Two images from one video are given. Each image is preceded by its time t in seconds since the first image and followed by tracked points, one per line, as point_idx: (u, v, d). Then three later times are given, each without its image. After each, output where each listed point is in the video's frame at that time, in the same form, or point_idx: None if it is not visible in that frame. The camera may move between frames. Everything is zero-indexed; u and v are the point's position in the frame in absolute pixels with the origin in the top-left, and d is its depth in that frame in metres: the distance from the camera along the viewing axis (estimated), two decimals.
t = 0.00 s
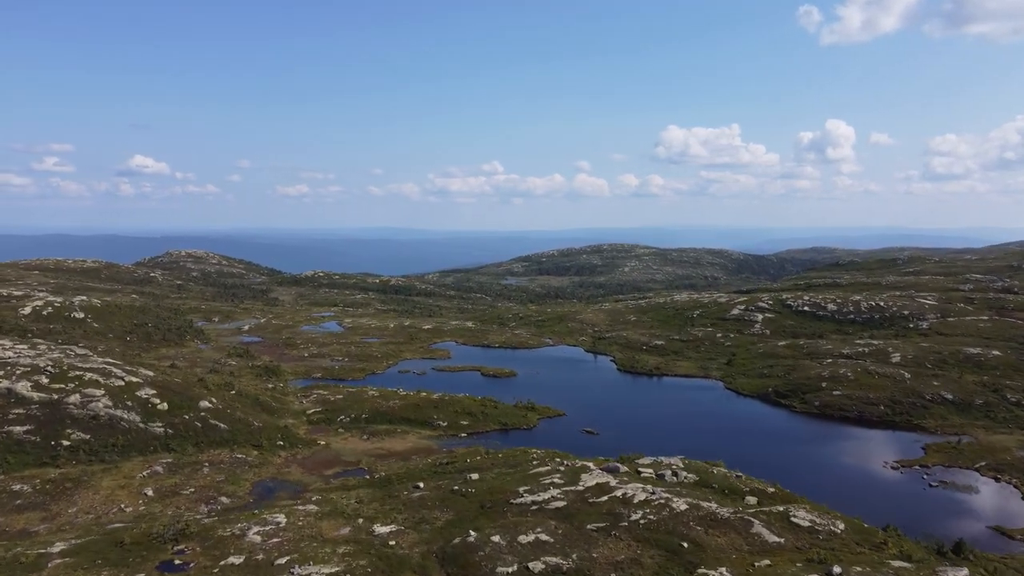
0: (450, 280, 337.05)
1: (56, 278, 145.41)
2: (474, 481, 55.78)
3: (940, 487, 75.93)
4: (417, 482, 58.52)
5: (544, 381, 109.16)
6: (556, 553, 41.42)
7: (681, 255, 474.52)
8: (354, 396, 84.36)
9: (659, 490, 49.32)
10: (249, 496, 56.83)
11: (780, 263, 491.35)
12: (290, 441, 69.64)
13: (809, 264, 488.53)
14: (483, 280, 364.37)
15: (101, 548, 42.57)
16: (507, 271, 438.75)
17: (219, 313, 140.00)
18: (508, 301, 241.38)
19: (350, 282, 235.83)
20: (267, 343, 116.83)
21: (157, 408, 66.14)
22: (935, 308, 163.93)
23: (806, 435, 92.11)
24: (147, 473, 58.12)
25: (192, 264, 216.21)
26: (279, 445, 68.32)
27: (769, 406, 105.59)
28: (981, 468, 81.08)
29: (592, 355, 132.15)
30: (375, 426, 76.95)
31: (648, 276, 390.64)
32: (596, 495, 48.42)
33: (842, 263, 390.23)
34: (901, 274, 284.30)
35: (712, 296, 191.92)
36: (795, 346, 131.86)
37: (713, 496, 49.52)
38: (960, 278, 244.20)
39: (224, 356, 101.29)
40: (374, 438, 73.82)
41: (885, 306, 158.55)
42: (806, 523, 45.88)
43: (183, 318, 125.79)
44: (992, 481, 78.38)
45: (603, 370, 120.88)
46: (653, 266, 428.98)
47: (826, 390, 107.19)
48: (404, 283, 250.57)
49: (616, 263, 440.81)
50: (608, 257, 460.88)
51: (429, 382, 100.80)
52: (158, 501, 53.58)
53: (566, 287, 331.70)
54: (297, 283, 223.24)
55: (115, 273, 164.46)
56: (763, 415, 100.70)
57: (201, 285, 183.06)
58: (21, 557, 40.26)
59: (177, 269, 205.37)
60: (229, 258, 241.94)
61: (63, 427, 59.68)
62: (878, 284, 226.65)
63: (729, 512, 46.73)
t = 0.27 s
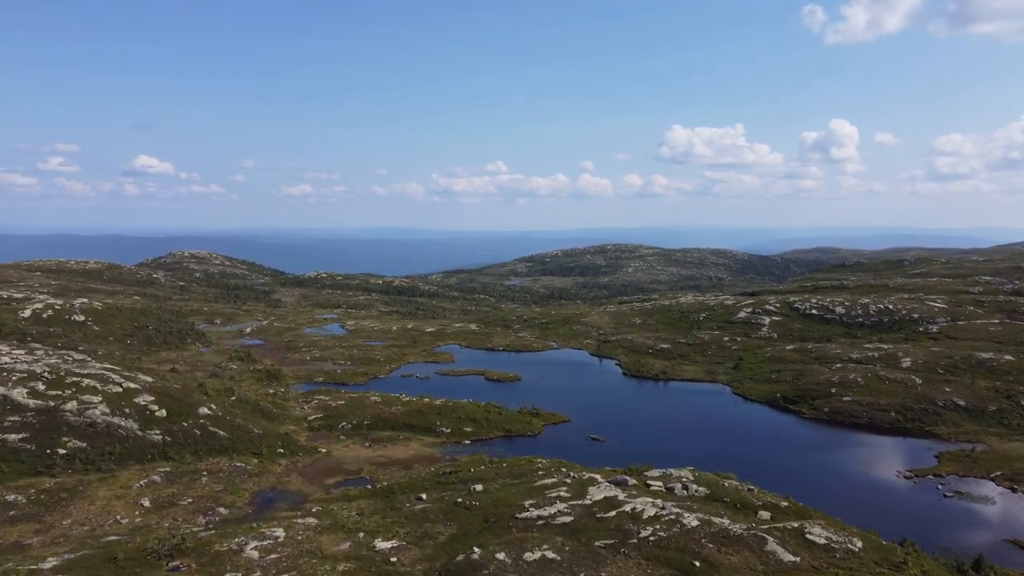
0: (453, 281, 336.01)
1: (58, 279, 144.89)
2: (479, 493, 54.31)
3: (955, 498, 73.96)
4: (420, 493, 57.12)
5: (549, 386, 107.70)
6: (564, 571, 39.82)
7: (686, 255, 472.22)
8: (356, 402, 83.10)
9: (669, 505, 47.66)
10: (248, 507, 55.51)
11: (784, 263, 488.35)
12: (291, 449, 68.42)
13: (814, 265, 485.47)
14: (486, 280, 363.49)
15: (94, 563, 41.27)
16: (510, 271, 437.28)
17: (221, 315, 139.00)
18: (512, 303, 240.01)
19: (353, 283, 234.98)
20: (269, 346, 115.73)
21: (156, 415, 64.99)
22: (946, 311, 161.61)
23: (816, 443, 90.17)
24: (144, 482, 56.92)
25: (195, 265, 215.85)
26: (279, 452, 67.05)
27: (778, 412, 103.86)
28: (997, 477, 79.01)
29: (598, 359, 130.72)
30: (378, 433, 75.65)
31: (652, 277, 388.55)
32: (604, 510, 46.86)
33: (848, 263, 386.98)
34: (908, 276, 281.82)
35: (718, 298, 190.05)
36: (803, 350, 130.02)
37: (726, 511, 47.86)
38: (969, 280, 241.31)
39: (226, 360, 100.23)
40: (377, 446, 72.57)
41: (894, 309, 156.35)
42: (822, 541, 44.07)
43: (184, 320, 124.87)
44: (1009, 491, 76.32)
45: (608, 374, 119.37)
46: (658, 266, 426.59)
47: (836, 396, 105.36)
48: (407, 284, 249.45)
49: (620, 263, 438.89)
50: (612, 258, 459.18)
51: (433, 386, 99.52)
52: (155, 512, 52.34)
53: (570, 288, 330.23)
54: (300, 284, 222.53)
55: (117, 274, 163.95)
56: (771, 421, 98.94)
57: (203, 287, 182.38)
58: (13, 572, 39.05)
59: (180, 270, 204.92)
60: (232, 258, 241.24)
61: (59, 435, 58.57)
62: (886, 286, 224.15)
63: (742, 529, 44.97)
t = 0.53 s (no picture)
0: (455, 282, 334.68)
1: (58, 281, 143.97)
2: (482, 505, 52.78)
3: (970, 509, 72.01)
4: (421, 505, 55.63)
5: (552, 391, 106.16)
6: None
7: (689, 256, 470.25)
8: (356, 408, 81.67)
9: (679, 520, 46.01)
10: (245, 518, 54.11)
11: (787, 264, 485.79)
12: (290, 458, 67.06)
13: (818, 266, 482.97)
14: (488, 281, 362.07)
15: None
16: (513, 272, 435.78)
17: (222, 317, 137.88)
18: (515, 304, 238.54)
19: (355, 285, 233.79)
20: (269, 349, 114.48)
21: (152, 422, 63.68)
22: (954, 314, 159.54)
23: (826, 451, 88.27)
24: (140, 493, 55.56)
25: (197, 266, 215.01)
26: (278, 461, 65.64)
27: (785, 418, 102.21)
28: (1012, 487, 77.15)
29: (602, 363, 129.16)
30: (379, 441, 74.28)
31: (655, 278, 386.66)
32: (611, 526, 45.24)
33: (852, 264, 384.31)
34: (914, 278, 279.58)
35: (722, 300, 188.26)
36: (810, 355, 128.25)
37: (737, 527, 46.17)
38: (976, 282, 238.97)
39: (226, 364, 98.94)
40: (377, 454, 71.16)
41: (902, 312, 154.32)
42: (839, 560, 42.29)
43: (184, 323, 123.70)
44: None
45: (612, 379, 117.82)
46: (661, 267, 424.50)
47: (844, 402, 103.62)
48: (409, 285, 248.29)
49: (623, 264, 437.06)
50: (615, 259, 457.33)
51: (435, 392, 98.11)
52: (150, 524, 50.85)
53: (572, 290, 328.75)
54: (302, 285, 221.47)
55: (118, 276, 163.02)
56: (779, 428, 97.27)
57: (204, 288, 181.32)
58: None
59: (181, 271, 204.01)
60: (234, 259, 240.44)
61: (53, 443, 57.26)
62: (892, 289, 221.78)
63: (755, 546, 43.19)
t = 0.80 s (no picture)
0: (458, 283, 333.42)
1: (59, 282, 143.13)
2: (485, 518, 51.26)
3: (985, 521, 70.16)
4: (423, 517, 54.19)
5: (556, 396, 104.72)
6: None
7: (692, 257, 468.05)
8: (357, 415, 80.30)
9: (688, 536, 44.37)
10: (242, 529, 52.72)
11: (791, 265, 483.23)
12: (290, 466, 65.72)
13: (822, 267, 480.33)
14: (491, 282, 360.81)
15: None
16: (515, 272, 434.38)
17: (222, 319, 136.85)
18: (518, 306, 237.02)
19: (357, 286, 232.70)
20: (269, 352, 113.33)
21: (149, 430, 62.46)
22: (963, 318, 157.36)
23: (835, 459, 86.62)
24: (135, 503, 54.27)
25: (199, 267, 214.20)
26: (277, 470, 64.41)
27: (793, 425, 100.53)
28: None
29: (606, 367, 127.62)
30: (380, 448, 72.89)
31: (659, 279, 384.67)
32: (619, 543, 43.61)
33: (858, 265, 381.47)
34: (920, 280, 277.13)
35: (728, 303, 186.40)
36: (818, 359, 126.46)
37: (749, 543, 44.48)
38: (984, 284, 236.36)
39: (225, 368, 97.73)
40: (378, 462, 69.79)
41: (911, 315, 152.20)
42: None
43: (184, 325, 122.59)
44: None
45: (617, 383, 116.27)
46: (664, 268, 422.45)
47: (854, 409, 101.84)
48: (411, 286, 247.11)
49: (626, 265, 435.25)
50: (618, 259, 455.38)
51: (437, 397, 96.72)
52: (145, 536, 49.49)
53: (575, 291, 327.12)
54: (304, 286, 220.45)
55: (119, 277, 162.13)
56: (786, 434, 95.65)
57: (206, 290, 180.34)
58: None
59: (183, 272, 203.17)
60: (236, 260, 239.63)
61: (47, 452, 56.01)
62: (899, 291, 219.32)
63: (769, 565, 41.41)
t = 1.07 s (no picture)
0: (460, 284, 332.11)
1: (58, 284, 142.01)
2: (487, 532, 49.75)
3: (1000, 532, 68.39)
4: (423, 530, 52.76)
5: (558, 401, 103.25)
6: None
7: (695, 258, 466.05)
8: (357, 421, 78.93)
9: (697, 553, 42.78)
10: (239, 542, 51.34)
11: (794, 266, 480.98)
12: (288, 475, 64.39)
13: (826, 268, 478.00)
14: (493, 283, 359.68)
15: None
16: (517, 273, 432.76)
17: (222, 322, 135.65)
18: (520, 308, 235.59)
19: (358, 287, 231.50)
20: (269, 356, 112.07)
21: (144, 438, 61.14)
22: (971, 321, 155.42)
23: (843, 467, 85.00)
24: (129, 514, 52.84)
25: (199, 268, 213.19)
26: (275, 479, 63.13)
27: (800, 431, 98.93)
28: None
29: (610, 371, 126.12)
30: (380, 456, 71.52)
31: (661, 280, 382.73)
32: (626, 560, 42.00)
33: (862, 266, 378.92)
34: (926, 282, 275.01)
35: (732, 306, 184.66)
36: (824, 364, 124.74)
37: (761, 561, 42.86)
38: (990, 287, 234.20)
39: (224, 372, 96.47)
40: (379, 470, 68.42)
41: (918, 319, 150.24)
42: None
43: (184, 328, 121.33)
44: None
45: (621, 388, 114.77)
46: (666, 269, 420.45)
47: (862, 415, 100.17)
48: (413, 287, 245.82)
49: (628, 266, 433.51)
50: (621, 260, 453.70)
51: (438, 402, 95.33)
52: (138, 549, 48.00)
53: (577, 292, 325.44)
54: (305, 287, 219.31)
55: (118, 278, 161.00)
56: (793, 441, 94.06)
57: (206, 291, 179.23)
58: None
59: (184, 273, 202.16)
60: (237, 261, 238.62)
61: (40, 461, 54.61)
62: (904, 293, 217.28)
63: None
